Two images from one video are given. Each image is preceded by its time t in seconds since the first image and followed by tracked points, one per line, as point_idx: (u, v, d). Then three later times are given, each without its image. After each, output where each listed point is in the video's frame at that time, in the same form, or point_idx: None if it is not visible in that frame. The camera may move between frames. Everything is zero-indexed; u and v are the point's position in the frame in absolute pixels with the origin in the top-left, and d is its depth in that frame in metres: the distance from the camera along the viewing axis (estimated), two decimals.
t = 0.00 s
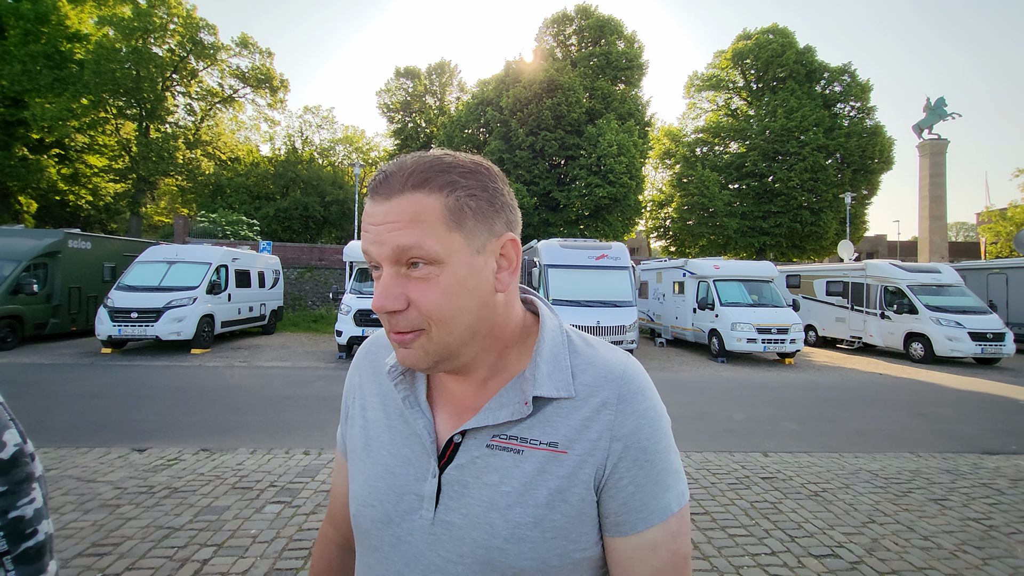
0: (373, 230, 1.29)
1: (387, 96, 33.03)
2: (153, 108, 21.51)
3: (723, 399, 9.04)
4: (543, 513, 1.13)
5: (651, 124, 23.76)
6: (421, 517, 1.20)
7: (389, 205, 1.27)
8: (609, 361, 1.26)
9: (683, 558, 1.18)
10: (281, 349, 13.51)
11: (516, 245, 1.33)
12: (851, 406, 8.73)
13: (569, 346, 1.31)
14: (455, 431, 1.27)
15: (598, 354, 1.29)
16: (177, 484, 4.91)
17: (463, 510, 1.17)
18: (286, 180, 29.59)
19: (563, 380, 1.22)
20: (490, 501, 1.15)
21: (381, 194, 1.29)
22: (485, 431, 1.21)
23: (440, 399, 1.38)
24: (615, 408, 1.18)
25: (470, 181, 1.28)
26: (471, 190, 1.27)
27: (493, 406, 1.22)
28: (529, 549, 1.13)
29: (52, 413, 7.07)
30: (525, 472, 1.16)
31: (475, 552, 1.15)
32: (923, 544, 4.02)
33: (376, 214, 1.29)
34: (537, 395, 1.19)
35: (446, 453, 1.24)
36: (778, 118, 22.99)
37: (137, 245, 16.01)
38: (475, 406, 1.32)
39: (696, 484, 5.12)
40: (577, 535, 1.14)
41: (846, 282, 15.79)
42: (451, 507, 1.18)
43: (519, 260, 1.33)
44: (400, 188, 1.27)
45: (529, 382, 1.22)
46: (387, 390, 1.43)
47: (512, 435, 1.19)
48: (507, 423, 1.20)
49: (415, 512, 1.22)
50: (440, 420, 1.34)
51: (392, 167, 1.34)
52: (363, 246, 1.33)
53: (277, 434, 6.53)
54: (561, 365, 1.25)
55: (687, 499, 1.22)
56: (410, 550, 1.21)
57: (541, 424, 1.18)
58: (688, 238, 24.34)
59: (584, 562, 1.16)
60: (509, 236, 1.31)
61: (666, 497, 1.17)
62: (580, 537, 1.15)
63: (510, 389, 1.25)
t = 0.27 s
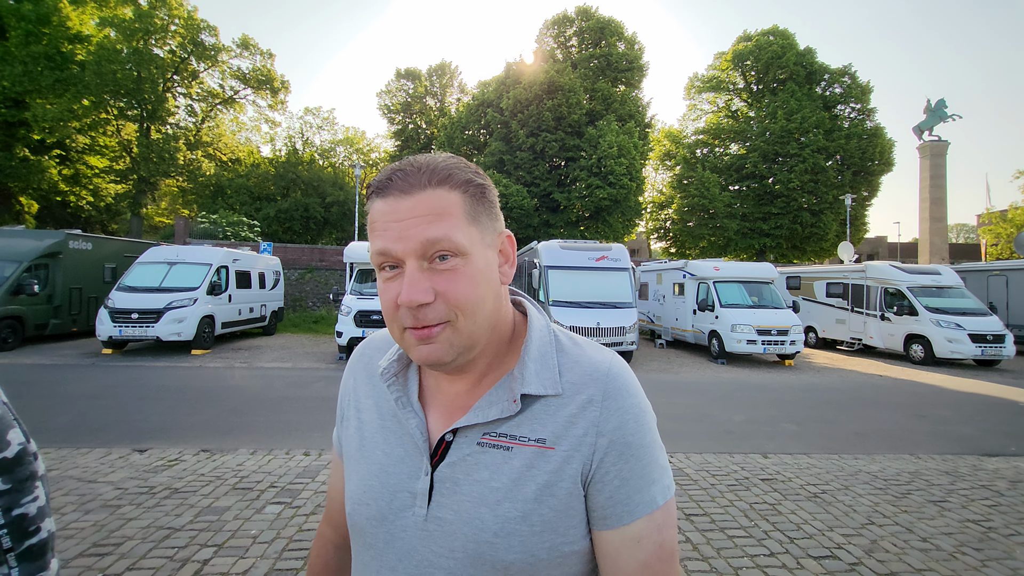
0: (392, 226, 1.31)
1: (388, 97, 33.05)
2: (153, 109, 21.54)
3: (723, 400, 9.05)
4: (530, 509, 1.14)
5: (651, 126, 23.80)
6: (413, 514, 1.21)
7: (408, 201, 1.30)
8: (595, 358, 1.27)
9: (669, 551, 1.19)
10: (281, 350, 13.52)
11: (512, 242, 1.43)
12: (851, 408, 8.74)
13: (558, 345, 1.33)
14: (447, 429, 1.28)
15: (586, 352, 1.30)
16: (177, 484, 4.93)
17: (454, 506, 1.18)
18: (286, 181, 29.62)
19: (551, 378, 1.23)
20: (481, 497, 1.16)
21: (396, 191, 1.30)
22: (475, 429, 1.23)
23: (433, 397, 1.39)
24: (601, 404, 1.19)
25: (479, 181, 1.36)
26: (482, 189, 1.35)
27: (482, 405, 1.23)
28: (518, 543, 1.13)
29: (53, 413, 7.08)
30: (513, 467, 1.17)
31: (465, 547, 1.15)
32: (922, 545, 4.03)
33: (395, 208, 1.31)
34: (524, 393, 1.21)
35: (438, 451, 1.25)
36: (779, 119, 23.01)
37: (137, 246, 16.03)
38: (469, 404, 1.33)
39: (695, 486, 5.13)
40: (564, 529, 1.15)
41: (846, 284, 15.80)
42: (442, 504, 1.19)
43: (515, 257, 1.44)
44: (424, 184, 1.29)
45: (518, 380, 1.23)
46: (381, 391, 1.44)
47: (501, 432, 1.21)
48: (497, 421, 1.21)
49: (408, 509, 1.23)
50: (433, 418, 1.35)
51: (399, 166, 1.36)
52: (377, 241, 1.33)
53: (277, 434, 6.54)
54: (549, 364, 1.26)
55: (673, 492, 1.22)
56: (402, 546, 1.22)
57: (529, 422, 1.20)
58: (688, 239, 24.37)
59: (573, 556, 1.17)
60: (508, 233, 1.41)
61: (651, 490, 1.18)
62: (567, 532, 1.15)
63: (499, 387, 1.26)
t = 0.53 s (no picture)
0: (396, 227, 1.32)
1: (388, 98, 33.09)
2: (154, 110, 21.57)
3: (722, 401, 9.07)
4: (531, 506, 1.16)
5: (652, 127, 23.82)
6: (416, 513, 1.22)
7: (411, 204, 1.31)
8: (592, 360, 1.29)
9: (666, 546, 1.21)
10: (281, 350, 13.54)
11: (512, 246, 1.45)
12: (851, 409, 8.75)
13: (555, 346, 1.34)
14: (448, 430, 1.29)
15: (584, 353, 1.32)
16: (178, 484, 4.94)
17: (456, 505, 1.19)
18: (287, 181, 29.63)
19: (550, 379, 1.24)
20: (483, 496, 1.17)
21: (400, 194, 1.32)
22: (477, 429, 1.24)
23: (433, 400, 1.40)
24: (599, 404, 1.21)
25: (481, 186, 1.38)
26: (484, 194, 1.37)
27: (483, 406, 1.25)
28: (520, 540, 1.15)
29: (54, 413, 7.10)
30: (514, 467, 1.18)
31: (468, 545, 1.17)
32: (922, 546, 4.04)
33: (398, 211, 1.32)
34: (525, 393, 1.22)
35: (440, 451, 1.26)
36: (779, 120, 23.04)
37: (138, 246, 16.05)
38: (469, 406, 1.34)
39: (695, 486, 5.14)
40: (565, 526, 1.17)
41: (846, 285, 15.81)
42: (444, 503, 1.20)
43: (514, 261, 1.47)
44: (428, 188, 1.31)
45: (518, 381, 1.25)
46: (380, 393, 1.45)
47: (502, 433, 1.22)
48: (497, 422, 1.23)
49: (410, 508, 1.24)
50: (433, 419, 1.36)
51: (402, 169, 1.37)
52: (379, 242, 1.34)
53: (278, 435, 6.55)
54: (547, 365, 1.28)
55: (670, 487, 1.25)
56: (406, 544, 1.23)
57: (530, 421, 1.21)
58: (689, 240, 24.41)
59: (573, 552, 1.19)
60: (508, 238, 1.43)
61: (648, 487, 1.20)
62: (567, 529, 1.17)
63: (500, 388, 1.28)
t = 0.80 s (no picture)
0: (399, 212, 1.32)
1: (390, 98, 33.10)
2: (156, 110, 21.58)
3: (723, 402, 9.05)
4: (531, 503, 1.15)
5: (653, 127, 23.82)
6: (414, 509, 1.22)
7: (414, 192, 1.32)
8: (592, 357, 1.29)
9: (666, 544, 1.20)
10: (282, 351, 13.54)
11: (515, 246, 1.44)
12: (853, 409, 8.73)
13: (554, 343, 1.34)
14: (448, 426, 1.29)
15: (582, 351, 1.32)
16: (179, 485, 4.93)
17: (455, 501, 1.18)
18: (288, 182, 29.62)
19: (550, 375, 1.24)
20: (482, 492, 1.17)
21: (404, 182, 1.34)
22: (476, 426, 1.23)
23: (432, 397, 1.40)
24: (598, 401, 1.21)
25: (486, 182, 1.39)
26: (488, 189, 1.38)
27: (483, 403, 1.24)
28: (519, 537, 1.14)
29: (55, 414, 7.10)
30: (513, 463, 1.18)
31: (467, 542, 1.16)
32: (925, 547, 4.03)
33: (400, 199, 1.33)
34: (524, 390, 1.21)
35: (439, 448, 1.26)
36: (780, 121, 23.01)
37: (140, 247, 16.07)
38: (469, 402, 1.33)
39: (697, 487, 5.13)
40: (564, 522, 1.16)
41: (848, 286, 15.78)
42: (443, 499, 1.20)
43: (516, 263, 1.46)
44: (433, 176, 1.32)
45: (517, 378, 1.24)
46: (379, 391, 1.45)
47: (501, 430, 1.22)
48: (496, 418, 1.22)
49: (409, 504, 1.23)
50: (433, 416, 1.36)
51: (409, 162, 1.40)
52: (382, 227, 1.36)
53: (279, 435, 6.56)
54: (547, 361, 1.27)
55: (670, 486, 1.23)
56: (404, 540, 1.22)
57: (529, 418, 1.20)
58: (690, 241, 24.41)
59: (573, 549, 1.18)
60: (510, 237, 1.43)
61: (647, 485, 1.19)
62: (567, 526, 1.16)
63: (499, 385, 1.27)
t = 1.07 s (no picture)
0: (375, 228, 1.31)
1: (392, 99, 33.15)
2: (159, 111, 21.64)
3: (726, 402, 9.04)
4: (520, 511, 1.15)
5: (655, 127, 23.79)
6: (403, 520, 1.22)
7: (389, 204, 1.31)
8: (578, 362, 1.28)
9: (659, 548, 1.19)
10: (285, 351, 13.56)
11: (496, 249, 1.43)
12: (856, 410, 8.71)
13: (540, 348, 1.33)
14: (435, 436, 1.29)
15: (569, 355, 1.30)
16: (181, 484, 4.94)
17: (443, 512, 1.19)
18: (290, 182, 29.67)
19: (535, 383, 1.23)
20: (470, 503, 1.17)
21: (378, 194, 1.32)
22: (463, 436, 1.23)
23: (418, 407, 1.40)
24: (585, 407, 1.20)
25: (462, 188, 1.38)
26: (465, 195, 1.36)
27: (470, 412, 1.24)
28: (510, 547, 1.15)
29: (58, 413, 7.11)
30: (501, 474, 1.18)
31: (457, 552, 1.17)
32: (928, 549, 4.02)
33: (377, 211, 1.32)
34: (509, 399, 1.21)
35: (427, 458, 1.26)
36: (783, 121, 22.99)
37: (142, 247, 16.11)
38: (455, 411, 1.33)
39: (699, 488, 5.12)
40: (554, 531, 1.16)
41: (850, 286, 15.75)
42: (432, 510, 1.20)
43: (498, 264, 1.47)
44: (407, 188, 1.31)
45: (502, 387, 1.23)
46: (365, 402, 1.44)
47: (488, 438, 1.21)
48: (483, 428, 1.22)
49: (398, 516, 1.24)
50: (419, 428, 1.35)
51: (383, 170, 1.38)
52: (357, 241, 1.34)
53: (281, 435, 6.57)
54: (533, 367, 1.26)
55: (661, 488, 1.22)
56: (394, 551, 1.23)
57: (516, 427, 1.20)
58: (693, 241, 24.38)
59: (564, 555, 1.18)
60: (491, 241, 1.42)
61: (637, 490, 1.18)
62: (556, 533, 1.16)
63: (486, 393, 1.27)
